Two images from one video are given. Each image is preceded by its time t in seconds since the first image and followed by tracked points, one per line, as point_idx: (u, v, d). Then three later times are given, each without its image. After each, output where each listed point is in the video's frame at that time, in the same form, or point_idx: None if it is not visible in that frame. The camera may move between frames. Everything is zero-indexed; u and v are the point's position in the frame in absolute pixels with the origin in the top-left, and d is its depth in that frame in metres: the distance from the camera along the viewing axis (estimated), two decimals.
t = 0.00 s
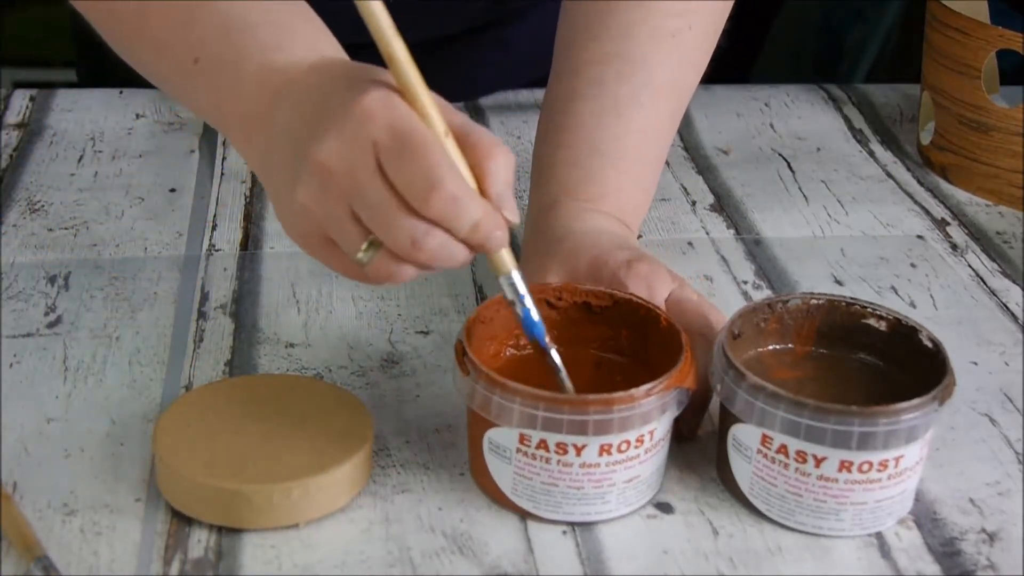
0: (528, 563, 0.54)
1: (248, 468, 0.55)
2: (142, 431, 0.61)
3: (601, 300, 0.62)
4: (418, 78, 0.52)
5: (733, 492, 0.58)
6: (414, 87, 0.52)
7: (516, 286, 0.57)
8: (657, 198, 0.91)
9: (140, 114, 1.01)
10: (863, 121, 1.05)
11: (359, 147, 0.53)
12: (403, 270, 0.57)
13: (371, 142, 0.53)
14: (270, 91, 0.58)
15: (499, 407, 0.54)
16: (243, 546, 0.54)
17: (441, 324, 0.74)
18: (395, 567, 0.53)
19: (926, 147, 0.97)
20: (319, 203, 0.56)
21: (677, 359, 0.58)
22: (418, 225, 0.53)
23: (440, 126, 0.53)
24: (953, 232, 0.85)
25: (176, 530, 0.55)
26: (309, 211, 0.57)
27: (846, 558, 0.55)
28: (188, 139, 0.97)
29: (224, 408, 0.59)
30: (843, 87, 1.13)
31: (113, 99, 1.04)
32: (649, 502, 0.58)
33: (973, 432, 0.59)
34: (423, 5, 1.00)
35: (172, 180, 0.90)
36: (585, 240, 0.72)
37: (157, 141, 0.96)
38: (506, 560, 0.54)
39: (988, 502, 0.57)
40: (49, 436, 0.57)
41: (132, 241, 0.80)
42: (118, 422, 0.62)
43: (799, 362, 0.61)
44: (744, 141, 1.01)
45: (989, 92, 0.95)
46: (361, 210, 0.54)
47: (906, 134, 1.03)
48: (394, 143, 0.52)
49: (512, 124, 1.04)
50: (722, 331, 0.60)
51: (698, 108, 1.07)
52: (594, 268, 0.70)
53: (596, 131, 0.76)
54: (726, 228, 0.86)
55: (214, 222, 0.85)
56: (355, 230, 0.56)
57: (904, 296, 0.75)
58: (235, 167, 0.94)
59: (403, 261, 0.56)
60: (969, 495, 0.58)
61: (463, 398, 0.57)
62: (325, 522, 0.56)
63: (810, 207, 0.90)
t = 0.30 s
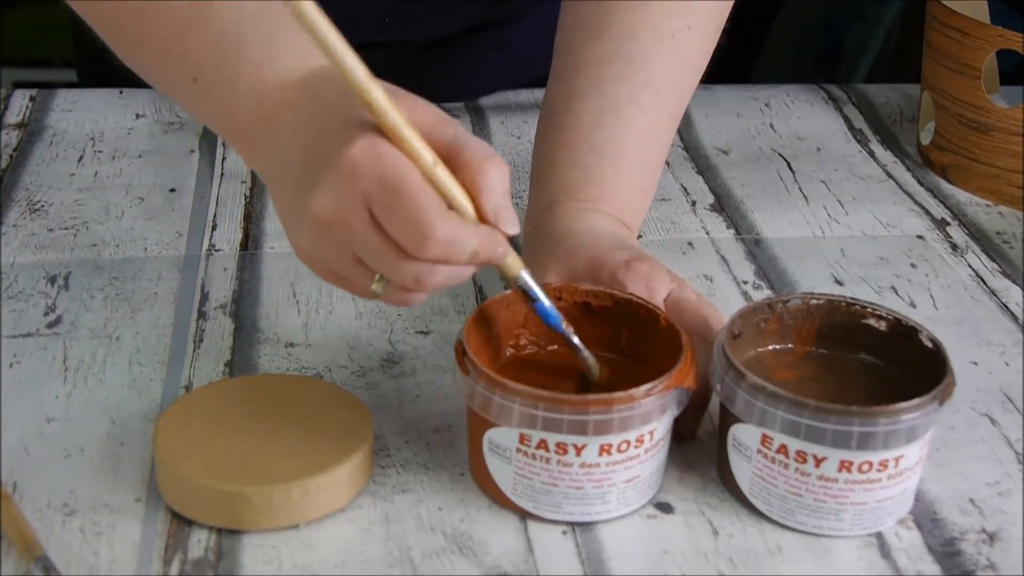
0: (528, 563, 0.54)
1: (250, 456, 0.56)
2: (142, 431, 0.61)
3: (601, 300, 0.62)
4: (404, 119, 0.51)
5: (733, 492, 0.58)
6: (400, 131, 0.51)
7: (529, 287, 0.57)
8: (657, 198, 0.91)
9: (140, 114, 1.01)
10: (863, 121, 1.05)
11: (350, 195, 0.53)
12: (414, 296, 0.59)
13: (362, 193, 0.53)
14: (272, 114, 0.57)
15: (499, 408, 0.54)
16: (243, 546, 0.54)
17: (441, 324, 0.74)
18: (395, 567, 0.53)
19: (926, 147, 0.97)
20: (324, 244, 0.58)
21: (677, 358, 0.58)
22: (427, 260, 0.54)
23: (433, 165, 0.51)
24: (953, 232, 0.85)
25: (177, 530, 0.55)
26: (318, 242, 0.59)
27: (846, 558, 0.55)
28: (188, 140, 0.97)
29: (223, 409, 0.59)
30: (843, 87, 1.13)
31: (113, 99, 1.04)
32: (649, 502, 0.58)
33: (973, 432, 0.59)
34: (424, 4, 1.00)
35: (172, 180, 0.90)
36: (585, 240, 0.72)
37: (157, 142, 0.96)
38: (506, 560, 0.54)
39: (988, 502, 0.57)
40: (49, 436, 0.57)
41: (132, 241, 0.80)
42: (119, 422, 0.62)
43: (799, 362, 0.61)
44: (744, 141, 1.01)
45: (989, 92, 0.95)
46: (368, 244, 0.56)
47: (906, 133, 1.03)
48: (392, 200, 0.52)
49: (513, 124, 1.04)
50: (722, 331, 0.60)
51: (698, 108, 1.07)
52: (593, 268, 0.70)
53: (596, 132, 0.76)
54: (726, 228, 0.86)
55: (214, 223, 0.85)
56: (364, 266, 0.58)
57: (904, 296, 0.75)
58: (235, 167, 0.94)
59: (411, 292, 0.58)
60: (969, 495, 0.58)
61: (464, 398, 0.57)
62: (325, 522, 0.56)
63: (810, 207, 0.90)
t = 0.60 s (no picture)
0: (528, 563, 0.54)
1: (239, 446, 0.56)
2: (142, 430, 0.61)
3: (601, 300, 0.62)
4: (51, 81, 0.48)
5: (733, 492, 0.58)
6: (32, 80, 0.47)
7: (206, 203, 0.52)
8: (657, 198, 0.91)
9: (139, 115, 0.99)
10: (863, 121, 1.05)
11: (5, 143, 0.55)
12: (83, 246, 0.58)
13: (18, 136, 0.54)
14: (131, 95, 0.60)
15: (499, 408, 0.54)
16: (243, 547, 0.54)
17: (440, 324, 0.74)
18: (395, 567, 0.53)
19: (926, 147, 0.97)
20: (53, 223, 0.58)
21: (677, 358, 0.58)
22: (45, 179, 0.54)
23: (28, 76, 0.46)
24: (953, 232, 0.85)
25: (177, 530, 0.55)
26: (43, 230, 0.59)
27: (846, 558, 0.55)
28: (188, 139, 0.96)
29: (221, 410, 0.59)
30: (843, 87, 1.13)
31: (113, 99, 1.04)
32: (649, 502, 0.58)
33: (973, 431, 0.62)
34: (424, 4, 0.99)
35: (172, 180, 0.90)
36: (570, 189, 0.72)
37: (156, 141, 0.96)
38: (506, 560, 0.54)
39: (988, 502, 0.57)
40: (48, 436, 0.59)
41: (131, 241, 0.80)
42: (119, 422, 0.61)
43: (799, 362, 0.61)
44: (745, 141, 1.01)
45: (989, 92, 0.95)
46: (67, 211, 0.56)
47: (905, 133, 1.03)
48: (17, 139, 0.55)
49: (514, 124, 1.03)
50: (722, 331, 0.60)
51: (699, 108, 1.07)
52: (579, 218, 0.71)
53: (574, 92, 0.76)
54: (726, 228, 0.86)
55: (213, 220, 0.84)
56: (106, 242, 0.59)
57: (904, 296, 0.76)
58: (234, 167, 0.92)
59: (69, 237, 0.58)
60: (969, 495, 0.58)
61: (464, 398, 0.57)
62: (325, 522, 0.56)
63: (810, 206, 0.90)
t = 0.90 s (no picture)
0: (528, 563, 0.54)
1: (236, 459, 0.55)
2: (142, 431, 0.61)
3: (601, 300, 0.62)
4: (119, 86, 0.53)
5: (733, 492, 0.58)
6: (109, 81, 0.52)
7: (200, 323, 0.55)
8: (657, 198, 0.91)
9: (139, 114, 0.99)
10: (863, 121, 1.05)
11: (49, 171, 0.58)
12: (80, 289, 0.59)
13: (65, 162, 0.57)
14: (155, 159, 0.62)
15: (499, 408, 0.54)
16: (243, 547, 0.54)
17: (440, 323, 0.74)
18: (395, 567, 0.53)
19: (925, 147, 0.96)
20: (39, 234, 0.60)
21: (677, 357, 0.58)
22: (128, 206, 0.55)
23: (106, 76, 0.51)
24: (952, 232, 0.85)
25: (177, 530, 0.55)
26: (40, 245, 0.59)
27: (846, 558, 0.55)
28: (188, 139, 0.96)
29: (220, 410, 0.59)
30: (843, 87, 1.13)
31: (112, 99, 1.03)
32: (649, 502, 0.58)
33: (974, 432, 0.62)
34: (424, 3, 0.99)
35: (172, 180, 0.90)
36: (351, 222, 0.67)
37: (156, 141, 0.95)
38: (506, 560, 0.54)
39: (988, 502, 0.57)
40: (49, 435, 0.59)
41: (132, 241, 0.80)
42: (119, 422, 0.61)
43: (799, 362, 0.61)
44: (745, 141, 1.01)
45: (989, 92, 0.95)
46: (122, 249, 0.56)
47: (906, 133, 1.03)
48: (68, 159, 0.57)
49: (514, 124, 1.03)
50: (722, 331, 0.60)
51: (699, 108, 1.07)
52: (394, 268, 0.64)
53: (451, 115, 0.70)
54: (726, 228, 0.86)
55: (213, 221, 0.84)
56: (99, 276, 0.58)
57: (904, 296, 0.76)
58: (234, 167, 0.93)
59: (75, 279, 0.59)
60: (969, 495, 0.58)
61: (464, 398, 0.57)
62: (324, 523, 0.56)
63: (809, 206, 0.90)
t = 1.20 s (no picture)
0: (528, 563, 0.54)
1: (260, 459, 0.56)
2: (142, 431, 0.61)
3: (601, 300, 0.62)
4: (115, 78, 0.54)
5: (733, 492, 0.59)
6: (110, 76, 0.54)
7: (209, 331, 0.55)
8: (657, 198, 0.91)
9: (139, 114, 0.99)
10: (863, 121, 1.05)
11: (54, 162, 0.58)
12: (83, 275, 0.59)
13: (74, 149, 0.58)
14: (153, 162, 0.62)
15: (499, 408, 0.54)
16: (242, 548, 0.54)
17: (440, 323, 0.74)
18: (395, 567, 0.53)
19: (925, 147, 0.97)
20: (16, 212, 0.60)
21: (677, 357, 0.58)
22: (146, 205, 0.56)
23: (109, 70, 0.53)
24: (952, 232, 0.85)
25: (177, 530, 0.55)
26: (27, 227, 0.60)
27: (846, 558, 0.55)
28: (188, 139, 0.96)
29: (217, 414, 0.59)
30: (843, 87, 1.13)
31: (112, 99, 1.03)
32: (649, 502, 0.58)
33: (973, 432, 0.62)
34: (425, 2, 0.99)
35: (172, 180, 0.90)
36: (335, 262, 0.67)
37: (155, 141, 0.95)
38: (506, 560, 0.54)
39: (988, 503, 0.57)
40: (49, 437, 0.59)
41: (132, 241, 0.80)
42: (119, 422, 0.61)
43: (799, 362, 0.61)
44: (745, 141, 1.01)
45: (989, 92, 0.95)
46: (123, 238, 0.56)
47: (906, 133, 1.03)
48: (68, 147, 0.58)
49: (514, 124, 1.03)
50: (722, 331, 0.60)
51: (699, 108, 1.07)
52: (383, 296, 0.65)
53: (429, 153, 0.69)
54: (726, 228, 0.86)
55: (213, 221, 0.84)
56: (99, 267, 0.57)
57: (904, 296, 0.76)
58: (234, 167, 0.93)
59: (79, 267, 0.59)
60: (969, 495, 0.58)
61: (463, 398, 0.57)
62: (324, 523, 0.56)
63: (809, 207, 0.90)
